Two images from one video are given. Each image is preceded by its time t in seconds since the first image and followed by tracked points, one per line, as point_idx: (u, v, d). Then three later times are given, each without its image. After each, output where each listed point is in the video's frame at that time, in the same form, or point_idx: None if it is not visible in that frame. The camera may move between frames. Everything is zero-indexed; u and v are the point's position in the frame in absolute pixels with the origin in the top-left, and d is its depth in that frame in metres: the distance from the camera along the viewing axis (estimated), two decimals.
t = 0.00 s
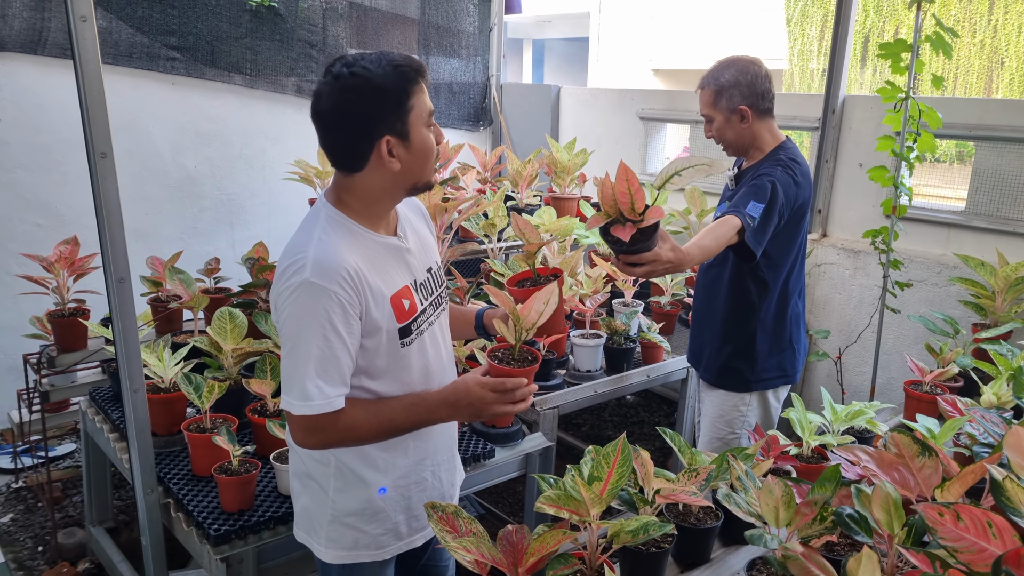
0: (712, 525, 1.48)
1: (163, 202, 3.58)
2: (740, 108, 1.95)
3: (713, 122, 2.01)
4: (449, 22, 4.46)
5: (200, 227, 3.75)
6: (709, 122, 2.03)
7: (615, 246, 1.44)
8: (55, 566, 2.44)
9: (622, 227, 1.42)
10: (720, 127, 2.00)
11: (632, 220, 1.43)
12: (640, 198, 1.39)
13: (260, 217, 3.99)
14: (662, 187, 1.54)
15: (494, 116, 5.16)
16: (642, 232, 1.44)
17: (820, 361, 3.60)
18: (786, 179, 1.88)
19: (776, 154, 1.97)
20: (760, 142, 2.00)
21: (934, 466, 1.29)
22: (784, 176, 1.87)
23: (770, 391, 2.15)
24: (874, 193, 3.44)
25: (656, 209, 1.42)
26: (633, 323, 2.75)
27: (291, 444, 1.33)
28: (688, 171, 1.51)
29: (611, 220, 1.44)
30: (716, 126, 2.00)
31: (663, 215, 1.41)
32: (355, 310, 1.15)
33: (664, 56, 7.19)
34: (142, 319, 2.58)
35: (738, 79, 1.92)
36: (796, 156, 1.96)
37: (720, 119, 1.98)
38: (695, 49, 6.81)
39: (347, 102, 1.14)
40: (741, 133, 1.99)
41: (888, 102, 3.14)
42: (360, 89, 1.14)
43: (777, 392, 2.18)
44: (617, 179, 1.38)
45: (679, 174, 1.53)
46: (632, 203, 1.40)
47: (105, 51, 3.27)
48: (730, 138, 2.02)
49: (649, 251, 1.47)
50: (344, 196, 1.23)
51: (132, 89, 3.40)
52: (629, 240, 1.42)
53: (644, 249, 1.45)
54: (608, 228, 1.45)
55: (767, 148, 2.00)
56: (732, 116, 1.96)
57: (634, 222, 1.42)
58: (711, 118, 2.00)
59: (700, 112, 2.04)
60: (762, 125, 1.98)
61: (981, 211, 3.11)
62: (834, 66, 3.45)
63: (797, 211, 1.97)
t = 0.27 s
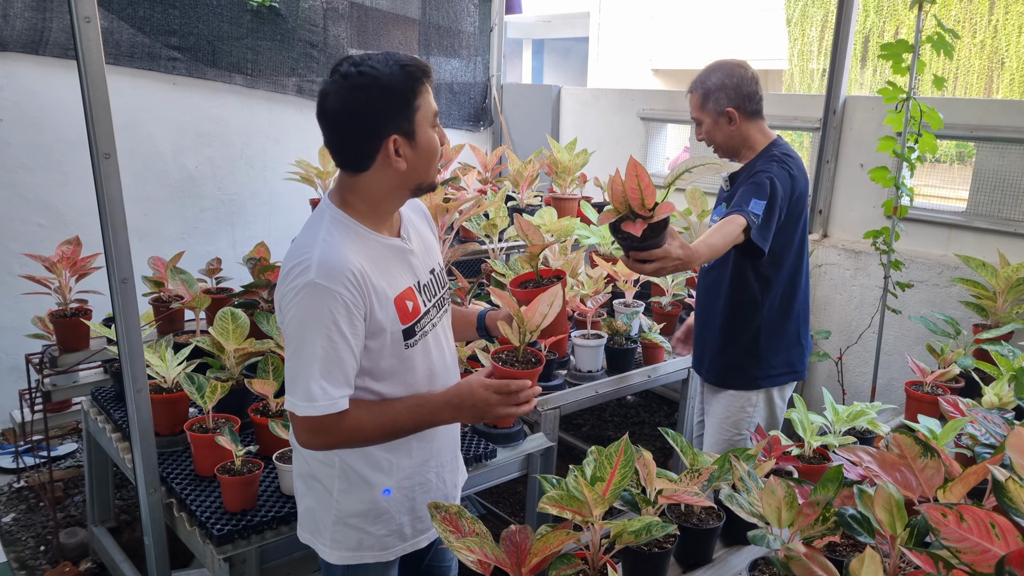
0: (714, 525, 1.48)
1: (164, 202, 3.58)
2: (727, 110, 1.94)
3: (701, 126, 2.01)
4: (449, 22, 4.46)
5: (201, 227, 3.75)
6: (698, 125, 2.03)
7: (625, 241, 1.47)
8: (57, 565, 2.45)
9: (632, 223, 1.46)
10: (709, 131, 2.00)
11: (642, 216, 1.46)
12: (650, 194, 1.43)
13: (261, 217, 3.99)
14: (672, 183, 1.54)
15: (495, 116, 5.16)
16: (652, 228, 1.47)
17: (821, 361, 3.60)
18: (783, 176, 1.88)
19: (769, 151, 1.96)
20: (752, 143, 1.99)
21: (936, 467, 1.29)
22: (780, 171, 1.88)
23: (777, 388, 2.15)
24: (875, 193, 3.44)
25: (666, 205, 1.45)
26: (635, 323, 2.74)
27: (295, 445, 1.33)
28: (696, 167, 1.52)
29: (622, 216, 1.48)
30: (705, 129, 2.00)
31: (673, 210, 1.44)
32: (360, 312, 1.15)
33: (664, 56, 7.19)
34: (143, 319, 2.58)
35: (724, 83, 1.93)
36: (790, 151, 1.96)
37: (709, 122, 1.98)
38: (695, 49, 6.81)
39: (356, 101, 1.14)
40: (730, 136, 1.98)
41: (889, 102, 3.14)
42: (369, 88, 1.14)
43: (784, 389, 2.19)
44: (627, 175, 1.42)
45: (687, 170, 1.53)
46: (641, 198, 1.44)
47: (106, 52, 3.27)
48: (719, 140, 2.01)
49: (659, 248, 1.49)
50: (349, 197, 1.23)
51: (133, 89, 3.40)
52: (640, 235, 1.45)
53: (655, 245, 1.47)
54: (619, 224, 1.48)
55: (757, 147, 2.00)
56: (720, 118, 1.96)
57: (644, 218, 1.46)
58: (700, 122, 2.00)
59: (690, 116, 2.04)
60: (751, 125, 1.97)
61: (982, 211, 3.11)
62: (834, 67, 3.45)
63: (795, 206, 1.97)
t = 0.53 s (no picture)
0: (715, 524, 1.48)
1: (165, 202, 3.59)
2: (709, 119, 1.94)
3: (684, 137, 2.01)
4: (449, 22, 4.46)
5: (202, 227, 3.76)
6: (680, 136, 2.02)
7: (632, 247, 1.47)
8: (59, 565, 2.45)
9: (638, 229, 1.46)
10: (692, 141, 1.99)
11: (648, 220, 1.46)
12: (654, 199, 1.42)
13: (261, 216, 3.99)
14: (675, 185, 1.54)
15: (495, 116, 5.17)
16: (658, 233, 1.47)
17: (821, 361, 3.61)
18: (776, 174, 1.88)
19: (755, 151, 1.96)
20: (735, 148, 1.99)
21: (937, 467, 1.29)
22: (771, 170, 1.87)
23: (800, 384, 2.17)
24: (876, 193, 3.44)
25: (671, 209, 1.45)
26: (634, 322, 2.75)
27: (297, 445, 1.33)
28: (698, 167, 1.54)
29: (628, 222, 1.48)
30: (688, 139, 2.00)
31: (678, 214, 1.44)
32: (363, 312, 1.15)
33: (663, 56, 7.20)
34: (145, 319, 2.58)
35: (704, 93, 1.92)
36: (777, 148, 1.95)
37: (691, 132, 1.98)
38: (695, 49, 6.81)
39: (369, 99, 1.14)
40: (712, 144, 1.98)
41: (890, 102, 3.14)
42: (381, 87, 1.14)
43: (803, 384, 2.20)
44: (631, 181, 1.40)
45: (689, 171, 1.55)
46: (646, 203, 1.43)
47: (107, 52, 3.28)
48: (702, 150, 2.01)
49: (666, 253, 1.50)
50: (353, 197, 1.23)
51: (134, 89, 3.41)
52: (648, 240, 1.45)
53: (662, 250, 1.48)
54: (625, 231, 1.48)
55: (744, 149, 1.98)
56: (702, 127, 1.95)
57: (650, 223, 1.46)
58: (682, 132, 2.00)
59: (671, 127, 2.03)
60: (734, 131, 1.96)
61: (983, 211, 3.11)
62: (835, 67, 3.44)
63: (790, 201, 1.96)
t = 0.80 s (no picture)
0: (715, 523, 1.48)
1: (166, 202, 3.59)
2: (721, 115, 1.93)
3: (689, 132, 1.97)
4: (449, 21, 4.45)
5: (202, 226, 3.76)
6: (685, 128, 1.98)
7: (634, 250, 1.49)
8: (60, 564, 2.45)
9: (642, 232, 1.47)
10: (699, 134, 1.97)
11: (652, 224, 1.48)
12: (658, 202, 1.44)
13: (262, 216, 4.00)
14: (678, 188, 1.53)
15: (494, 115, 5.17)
16: (662, 237, 1.48)
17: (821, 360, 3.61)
18: (779, 176, 1.88)
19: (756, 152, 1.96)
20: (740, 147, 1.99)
21: (937, 465, 1.29)
22: (774, 172, 1.87)
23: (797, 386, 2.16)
24: (876, 192, 3.44)
25: (674, 213, 1.46)
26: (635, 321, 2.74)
27: (298, 445, 1.33)
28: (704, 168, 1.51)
29: (632, 226, 1.49)
30: (695, 132, 1.96)
31: (683, 218, 1.46)
32: (365, 309, 1.16)
33: (663, 54, 7.19)
34: (145, 319, 2.58)
35: (718, 86, 1.92)
36: (778, 150, 1.96)
37: (700, 126, 1.95)
38: (695, 48, 6.81)
39: (380, 95, 1.14)
40: (718, 141, 1.97)
41: (890, 100, 3.13)
42: (392, 84, 1.15)
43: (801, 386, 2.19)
44: (636, 183, 1.42)
45: (693, 172, 1.51)
46: (650, 206, 1.45)
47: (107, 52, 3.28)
48: (706, 147, 1.99)
49: (670, 256, 1.50)
50: (355, 195, 1.23)
51: (134, 88, 3.41)
52: (652, 244, 1.47)
53: (667, 253, 1.49)
54: (628, 234, 1.50)
55: (745, 149, 1.98)
56: (712, 122, 1.94)
57: (653, 227, 1.47)
58: (688, 127, 1.97)
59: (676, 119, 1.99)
60: (741, 132, 1.97)
61: (984, 210, 3.11)
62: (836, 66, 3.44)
63: (790, 204, 1.96)
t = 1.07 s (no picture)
0: (713, 522, 1.48)
1: (165, 202, 3.59)
2: (750, 104, 1.94)
3: (714, 111, 1.96)
4: (448, 21, 4.45)
5: (202, 226, 3.76)
6: (710, 109, 1.96)
7: (638, 250, 1.49)
8: (59, 564, 2.45)
9: (647, 232, 1.47)
10: (723, 118, 1.95)
11: (657, 225, 1.48)
12: (665, 203, 1.44)
13: (261, 216, 3.99)
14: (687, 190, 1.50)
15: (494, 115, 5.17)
16: (666, 239, 1.49)
17: (821, 360, 3.61)
18: (790, 182, 1.89)
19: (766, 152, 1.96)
20: (756, 142, 1.99)
21: (936, 464, 1.29)
22: (787, 178, 1.88)
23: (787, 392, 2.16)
24: (876, 191, 3.44)
25: (680, 214, 1.46)
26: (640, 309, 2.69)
27: (296, 445, 1.33)
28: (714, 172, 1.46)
29: (636, 226, 1.50)
30: (720, 114, 1.95)
31: (690, 220, 1.45)
32: (364, 308, 1.16)
33: (663, 54, 7.19)
34: (144, 319, 2.58)
35: (756, 70, 1.95)
36: (786, 152, 1.95)
37: (728, 109, 1.94)
38: (695, 47, 6.81)
39: (381, 94, 1.14)
40: (738, 131, 1.97)
41: (890, 100, 3.13)
42: (394, 83, 1.15)
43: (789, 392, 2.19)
44: (643, 183, 1.42)
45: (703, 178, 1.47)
46: (656, 206, 1.45)
47: (106, 52, 3.28)
48: (727, 134, 1.97)
49: (673, 260, 1.50)
50: (355, 193, 1.23)
51: (133, 89, 3.41)
52: (656, 245, 1.47)
53: (670, 256, 1.49)
54: (631, 234, 1.50)
55: (755, 146, 1.99)
56: (739, 109, 1.94)
57: (659, 228, 1.47)
58: (715, 106, 1.95)
59: (703, 96, 1.96)
60: (758, 129, 1.99)
61: (984, 209, 3.11)
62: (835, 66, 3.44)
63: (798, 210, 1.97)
